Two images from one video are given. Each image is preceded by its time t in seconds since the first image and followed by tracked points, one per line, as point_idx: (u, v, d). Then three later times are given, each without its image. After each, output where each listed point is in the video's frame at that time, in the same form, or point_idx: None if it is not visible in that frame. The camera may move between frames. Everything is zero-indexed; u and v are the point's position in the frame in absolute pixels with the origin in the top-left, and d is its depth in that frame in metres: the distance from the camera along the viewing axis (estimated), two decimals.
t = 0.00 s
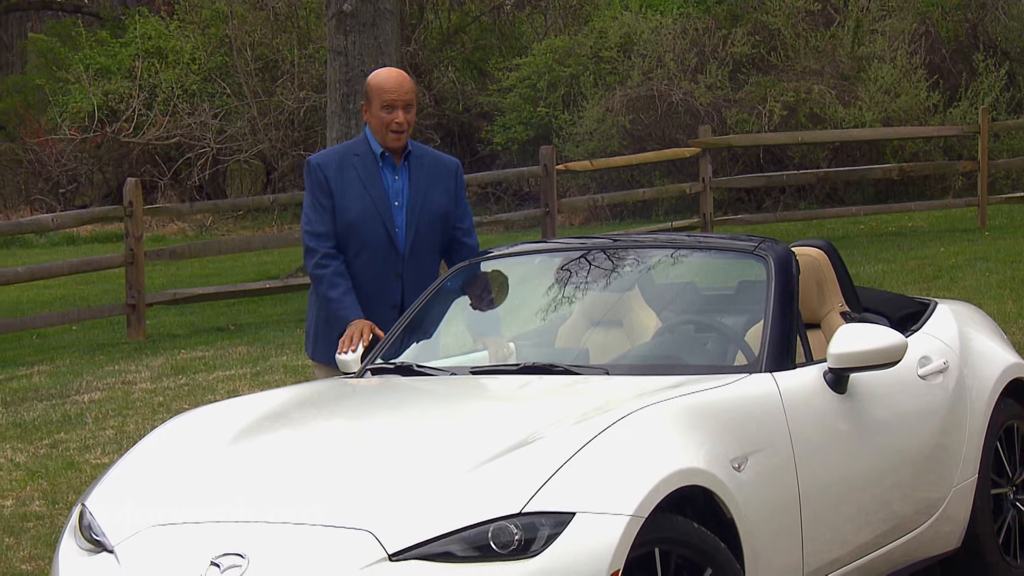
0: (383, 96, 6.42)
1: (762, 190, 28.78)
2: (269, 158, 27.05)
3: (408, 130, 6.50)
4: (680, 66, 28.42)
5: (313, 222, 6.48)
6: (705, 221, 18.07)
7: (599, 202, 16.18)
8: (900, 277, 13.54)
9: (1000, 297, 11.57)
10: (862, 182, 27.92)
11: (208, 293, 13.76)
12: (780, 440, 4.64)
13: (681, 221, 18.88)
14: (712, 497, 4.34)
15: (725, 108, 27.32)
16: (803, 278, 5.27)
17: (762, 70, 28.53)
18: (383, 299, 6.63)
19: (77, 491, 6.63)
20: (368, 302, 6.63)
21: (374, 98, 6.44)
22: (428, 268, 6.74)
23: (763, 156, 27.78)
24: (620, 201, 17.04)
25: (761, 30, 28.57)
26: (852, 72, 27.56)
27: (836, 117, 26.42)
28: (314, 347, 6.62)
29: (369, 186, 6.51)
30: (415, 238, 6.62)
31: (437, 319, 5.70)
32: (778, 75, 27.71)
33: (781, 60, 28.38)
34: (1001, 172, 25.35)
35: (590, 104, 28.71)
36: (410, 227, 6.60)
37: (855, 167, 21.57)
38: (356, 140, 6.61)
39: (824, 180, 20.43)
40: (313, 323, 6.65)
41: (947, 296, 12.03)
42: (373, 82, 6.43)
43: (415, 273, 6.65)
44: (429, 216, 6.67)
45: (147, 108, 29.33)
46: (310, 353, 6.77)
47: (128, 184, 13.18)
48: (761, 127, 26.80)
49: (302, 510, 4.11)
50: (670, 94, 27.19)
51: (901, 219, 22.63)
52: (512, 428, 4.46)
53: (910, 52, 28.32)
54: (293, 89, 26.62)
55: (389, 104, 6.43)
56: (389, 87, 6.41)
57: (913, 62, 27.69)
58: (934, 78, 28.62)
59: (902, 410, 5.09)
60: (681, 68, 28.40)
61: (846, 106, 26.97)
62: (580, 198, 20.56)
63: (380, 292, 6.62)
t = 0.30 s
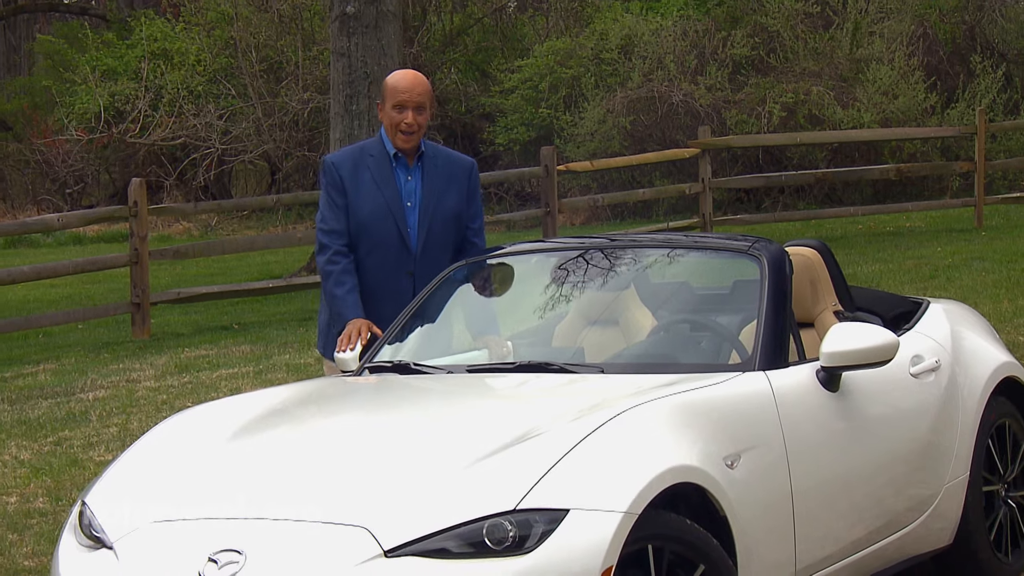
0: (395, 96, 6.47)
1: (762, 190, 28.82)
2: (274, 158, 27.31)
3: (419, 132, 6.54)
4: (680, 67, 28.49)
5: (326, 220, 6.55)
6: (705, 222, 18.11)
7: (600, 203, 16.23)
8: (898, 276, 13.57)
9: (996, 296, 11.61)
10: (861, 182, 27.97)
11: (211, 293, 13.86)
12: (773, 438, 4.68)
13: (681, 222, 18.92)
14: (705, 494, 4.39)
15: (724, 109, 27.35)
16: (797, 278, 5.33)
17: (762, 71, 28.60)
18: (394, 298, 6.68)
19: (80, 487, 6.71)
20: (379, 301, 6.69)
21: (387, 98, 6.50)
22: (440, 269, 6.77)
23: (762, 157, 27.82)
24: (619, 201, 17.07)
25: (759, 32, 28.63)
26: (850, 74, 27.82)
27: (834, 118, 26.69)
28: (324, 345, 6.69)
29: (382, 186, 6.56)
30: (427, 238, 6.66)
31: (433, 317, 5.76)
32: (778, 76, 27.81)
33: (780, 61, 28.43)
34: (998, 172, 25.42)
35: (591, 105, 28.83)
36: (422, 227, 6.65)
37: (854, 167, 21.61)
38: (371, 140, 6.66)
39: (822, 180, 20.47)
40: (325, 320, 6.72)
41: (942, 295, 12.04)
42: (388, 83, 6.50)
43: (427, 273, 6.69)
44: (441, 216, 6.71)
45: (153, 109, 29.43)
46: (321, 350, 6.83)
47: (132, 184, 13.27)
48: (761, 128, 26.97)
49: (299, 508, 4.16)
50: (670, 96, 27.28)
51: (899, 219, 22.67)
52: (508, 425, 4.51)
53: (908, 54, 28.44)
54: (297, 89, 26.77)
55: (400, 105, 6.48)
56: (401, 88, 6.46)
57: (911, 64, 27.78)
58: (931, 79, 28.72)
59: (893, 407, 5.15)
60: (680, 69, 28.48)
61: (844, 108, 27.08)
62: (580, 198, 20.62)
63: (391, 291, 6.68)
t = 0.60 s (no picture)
0: (403, 100, 6.53)
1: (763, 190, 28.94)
2: (280, 158, 27.44)
3: (426, 135, 6.59)
4: (682, 67, 28.53)
5: (333, 220, 6.64)
6: (706, 220, 18.17)
7: (602, 202, 16.28)
8: (897, 274, 13.61)
9: (995, 294, 11.65)
10: (861, 181, 28.01)
11: (217, 291, 13.95)
12: (767, 434, 4.74)
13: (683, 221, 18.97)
14: (701, 489, 4.43)
15: (726, 109, 27.42)
16: (792, 275, 5.39)
17: (763, 71, 28.66)
18: (399, 297, 6.74)
19: (86, 482, 6.80)
20: (384, 301, 6.76)
21: (396, 101, 6.56)
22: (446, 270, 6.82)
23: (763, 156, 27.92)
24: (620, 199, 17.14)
25: (761, 32, 28.68)
26: (850, 74, 27.93)
27: (834, 118, 26.74)
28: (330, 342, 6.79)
29: (388, 187, 6.63)
30: (432, 239, 6.72)
31: (433, 314, 5.83)
32: (779, 76, 27.87)
33: (782, 61, 28.48)
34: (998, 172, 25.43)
35: (594, 104, 28.88)
36: (427, 228, 6.70)
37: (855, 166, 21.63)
38: (380, 141, 6.73)
39: (823, 178, 20.50)
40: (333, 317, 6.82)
41: (941, 293, 12.06)
42: (397, 86, 6.56)
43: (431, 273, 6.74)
44: (447, 217, 6.76)
45: (160, 108, 29.58)
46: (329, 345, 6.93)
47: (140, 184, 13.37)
48: (762, 128, 27.02)
49: (299, 503, 4.21)
50: (672, 96, 27.35)
51: (899, 218, 22.70)
52: (505, 421, 4.56)
53: (908, 55, 28.50)
54: (303, 89, 26.97)
55: (407, 108, 6.53)
56: (409, 92, 6.51)
57: (911, 64, 27.84)
58: (932, 79, 28.78)
59: (887, 405, 5.19)
60: (683, 70, 28.52)
61: (845, 107, 27.14)
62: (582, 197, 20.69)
63: (396, 290, 6.74)
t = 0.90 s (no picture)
0: (405, 99, 6.58)
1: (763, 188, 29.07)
2: (286, 157, 27.55)
3: (427, 135, 6.65)
4: (684, 68, 28.52)
5: (334, 220, 6.72)
6: (707, 219, 18.21)
7: (603, 202, 16.32)
8: (895, 273, 13.64)
9: (993, 292, 11.69)
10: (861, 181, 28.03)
11: (223, 289, 14.05)
12: (761, 430, 4.78)
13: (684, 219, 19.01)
14: (695, 485, 4.48)
15: (726, 109, 27.45)
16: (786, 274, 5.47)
17: (763, 72, 28.66)
18: (399, 296, 6.82)
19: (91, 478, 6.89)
20: (385, 299, 6.84)
21: (398, 100, 6.62)
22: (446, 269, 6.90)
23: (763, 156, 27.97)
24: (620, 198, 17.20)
25: (762, 33, 28.74)
26: (850, 74, 27.92)
27: (834, 118, 26.72)
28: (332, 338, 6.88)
29: (389, 188, 6.70)
30: (432, 239, 6.79)
31: (432, 312, 5.90)
32: (779, 76, 27.89)
33: (782, 61, 28.50)
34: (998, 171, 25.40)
35: (597, 104, 28.91)
36: (428, 227, 6.78)
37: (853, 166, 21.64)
38: (382, 141, 6.80)
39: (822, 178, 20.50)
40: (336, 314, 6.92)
41: (937, 291, 12.12)
42: (401, 85, 6.62)
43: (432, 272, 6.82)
44: (448, 217, 6.83)
45: (167, 108, 29.78)
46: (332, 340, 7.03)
47: (146, 183, 13.50)
48: (763, 127, 27.03)
49: (297, 498, 4.25)
50: (674, 96, 27.34)
51: (898, 217, 22.70)
52: (501, 416, 4.61)
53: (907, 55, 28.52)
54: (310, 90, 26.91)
55: (409, 108, 6.59)
56: (410, 91, 6.57)
57: (910, 65, 27.84)
58: (931, 79, 28.79)
59: (880, 402, 5.25)
60: (684, 70, 28.52)
61: (845, 108, 27.16)
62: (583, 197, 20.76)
63: (396, 289, 6.82)
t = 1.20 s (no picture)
0: (397, 95, 6.65)
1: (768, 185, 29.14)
2: (295, 154, 27.65)
3: (418, 131, 6.69)
4: (689, 67, 28.55)
5: (333, 215, 6.82)
6: (711, 216, 18.25)
7: (608, 199, 16.34)
8: (898, 269, 13.66)
9: (995, 288, 11.72)
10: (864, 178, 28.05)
11: (231, 285, 14.14)
12: (759, 425, 4.83)
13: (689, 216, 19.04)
14: (693, 478, 4.53)
15: (731, 107, 27.50)
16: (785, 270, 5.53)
17: (767, 71, 28.67)
18: (400, 290, 6.86)
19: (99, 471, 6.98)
20: (386, 293, 6.87)
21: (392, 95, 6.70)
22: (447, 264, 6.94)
23: (768, 154, 28.02)
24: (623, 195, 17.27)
25: (766, 32, 28.85)
26: (853, 73, 27.96)
27: (837, 115, 26.79)
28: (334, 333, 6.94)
29: (388, 183, 6.78)
30: (432, 233, 6.84)
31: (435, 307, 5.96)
32: (783, 74, 27.94)
33: (786, 60, 28.51)
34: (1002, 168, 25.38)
35: (603, 102, 28.98)
36: (428, 221, 6.83)
37: (856, 163, 21.64)
38: (382, 138, 6.89)
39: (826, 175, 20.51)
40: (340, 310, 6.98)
41: (939, 287, 12.15)
42: (398, 80, 6.69)
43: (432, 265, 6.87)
44: (449, 212, 6.88)
45: (178, 107, 30.08)
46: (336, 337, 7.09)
47: (156, 180, 13.59)
48: (767, 125, 27.10)
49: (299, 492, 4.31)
50: (678, 94, 27.48)
51: (900, 213, 22.68)
52: (501, 410, 4.67)
53: (910, 54, 28.56)
54: (319, 87, 26.96)
55: (400, 105, 6.65)
56: (401, 89, 6.63)
57: (913, 63, 27.87)
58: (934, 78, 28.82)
59: (878, 398, 5.29)
60: (690, 69, 28.54)
61: (848, 105, 27.20)
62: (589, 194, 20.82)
63: (397, 284, 6.87)
